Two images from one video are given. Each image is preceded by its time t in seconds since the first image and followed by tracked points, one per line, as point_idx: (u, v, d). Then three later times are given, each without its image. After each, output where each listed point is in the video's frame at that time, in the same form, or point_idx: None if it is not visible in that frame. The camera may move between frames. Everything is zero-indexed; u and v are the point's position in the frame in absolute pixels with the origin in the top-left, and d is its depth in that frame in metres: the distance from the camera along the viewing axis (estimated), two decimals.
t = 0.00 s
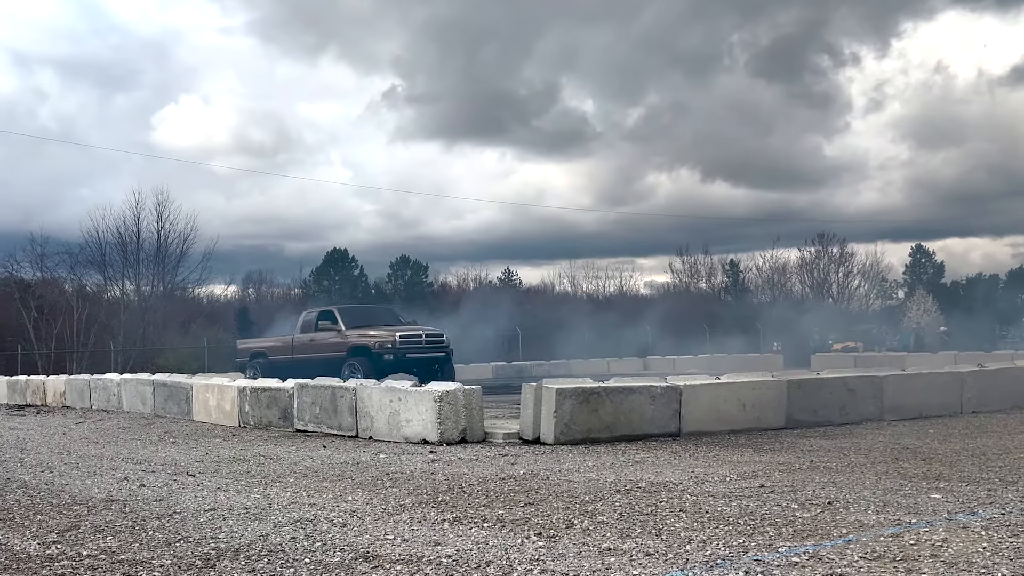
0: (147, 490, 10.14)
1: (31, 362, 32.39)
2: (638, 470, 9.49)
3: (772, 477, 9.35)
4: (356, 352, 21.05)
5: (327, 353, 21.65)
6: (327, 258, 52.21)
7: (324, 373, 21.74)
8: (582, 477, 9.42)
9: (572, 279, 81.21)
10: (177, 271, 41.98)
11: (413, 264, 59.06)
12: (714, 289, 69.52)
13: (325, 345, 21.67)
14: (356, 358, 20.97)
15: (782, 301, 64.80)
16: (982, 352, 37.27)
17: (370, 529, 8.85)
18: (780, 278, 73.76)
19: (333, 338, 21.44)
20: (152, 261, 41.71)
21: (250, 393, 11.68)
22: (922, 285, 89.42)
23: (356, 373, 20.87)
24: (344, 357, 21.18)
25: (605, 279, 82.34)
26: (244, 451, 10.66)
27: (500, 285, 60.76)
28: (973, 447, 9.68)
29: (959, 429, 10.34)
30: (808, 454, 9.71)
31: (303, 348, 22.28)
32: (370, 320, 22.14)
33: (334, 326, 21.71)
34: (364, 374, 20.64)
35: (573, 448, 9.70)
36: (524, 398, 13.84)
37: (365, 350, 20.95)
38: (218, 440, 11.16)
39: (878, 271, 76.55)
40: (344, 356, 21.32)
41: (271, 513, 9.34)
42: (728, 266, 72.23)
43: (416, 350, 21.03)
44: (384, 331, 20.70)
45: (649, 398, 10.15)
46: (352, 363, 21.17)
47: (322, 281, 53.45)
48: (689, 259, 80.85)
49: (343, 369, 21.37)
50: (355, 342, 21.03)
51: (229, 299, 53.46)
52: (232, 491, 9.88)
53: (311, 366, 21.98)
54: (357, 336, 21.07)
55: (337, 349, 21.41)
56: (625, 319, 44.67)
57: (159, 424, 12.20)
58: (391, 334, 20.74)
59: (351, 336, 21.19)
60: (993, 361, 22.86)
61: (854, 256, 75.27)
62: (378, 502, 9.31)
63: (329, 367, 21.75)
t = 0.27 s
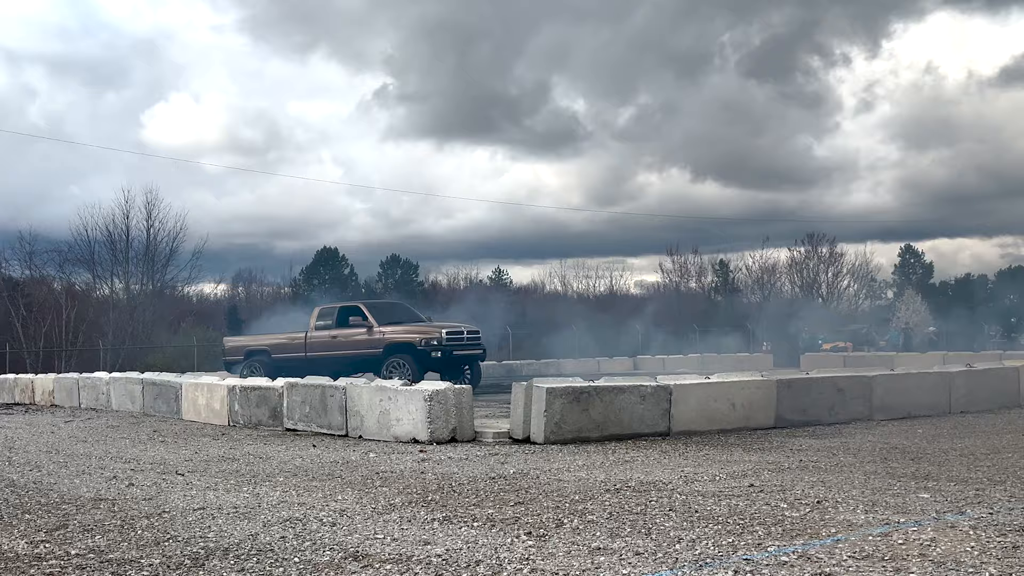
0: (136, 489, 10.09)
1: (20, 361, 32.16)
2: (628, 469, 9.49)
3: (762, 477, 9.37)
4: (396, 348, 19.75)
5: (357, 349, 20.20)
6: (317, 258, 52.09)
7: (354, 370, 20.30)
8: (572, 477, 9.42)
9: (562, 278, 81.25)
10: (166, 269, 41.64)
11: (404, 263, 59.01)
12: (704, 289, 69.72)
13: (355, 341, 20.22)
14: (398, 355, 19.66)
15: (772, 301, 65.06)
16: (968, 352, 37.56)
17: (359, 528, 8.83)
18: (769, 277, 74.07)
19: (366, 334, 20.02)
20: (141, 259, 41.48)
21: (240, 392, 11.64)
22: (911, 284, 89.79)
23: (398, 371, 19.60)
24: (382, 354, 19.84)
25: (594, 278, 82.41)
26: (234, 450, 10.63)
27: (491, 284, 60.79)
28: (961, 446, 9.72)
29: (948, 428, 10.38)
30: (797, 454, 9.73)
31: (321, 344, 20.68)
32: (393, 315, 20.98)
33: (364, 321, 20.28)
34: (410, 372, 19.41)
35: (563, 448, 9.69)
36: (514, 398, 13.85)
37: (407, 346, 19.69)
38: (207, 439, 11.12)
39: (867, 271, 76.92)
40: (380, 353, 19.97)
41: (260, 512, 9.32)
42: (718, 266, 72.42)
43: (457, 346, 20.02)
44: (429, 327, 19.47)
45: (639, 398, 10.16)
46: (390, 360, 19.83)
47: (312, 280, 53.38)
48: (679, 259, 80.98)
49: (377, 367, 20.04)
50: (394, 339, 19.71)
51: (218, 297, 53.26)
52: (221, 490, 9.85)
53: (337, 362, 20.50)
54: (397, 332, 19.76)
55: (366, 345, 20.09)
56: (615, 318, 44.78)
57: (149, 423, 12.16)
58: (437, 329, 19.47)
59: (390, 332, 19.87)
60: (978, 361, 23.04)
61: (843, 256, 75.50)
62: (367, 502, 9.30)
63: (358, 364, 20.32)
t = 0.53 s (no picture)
0: (115, 487, 10.02)
1: None
2: (609, 468, 9.51)
3: (741, 475, 9.41)
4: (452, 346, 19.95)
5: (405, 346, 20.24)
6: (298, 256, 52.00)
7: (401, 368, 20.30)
8: (553, 475, 9.43)
9: (543, 276, 81.31)
10: (146, 266, 41.74)
11: (386, 261, 58.92)
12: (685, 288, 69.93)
13: (403, 338, 20.25)
14: (455, 352, 19.98)
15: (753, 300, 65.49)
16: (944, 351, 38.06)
17: (341, 527, 8.80)
18: (749, 276, 74.56)
19: (416, 331, 20.15)
20: (120, 256, 41.48)
21: (220, 390, 11.58)
22: (890, 283, 90.47)
23: (456, 368, 19.87)
24: (436, 351, 20.04)
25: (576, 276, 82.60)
26: (214, 448, 10.59)
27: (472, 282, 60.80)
28: (938, 444, 9.80)
29: (926, 427, 10.45)
30: (776, 452, 9.78)
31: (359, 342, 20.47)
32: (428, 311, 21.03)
33: (410, 318, 20.34)
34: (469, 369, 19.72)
35: (545, 446, 9.70)
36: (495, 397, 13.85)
37: (462, 343, 20.08)
38: (188, 437, 11.06)
39: (846, 270, 77.49)
40: (431, 349, 20.16)
41: (240, 510, 9.28)
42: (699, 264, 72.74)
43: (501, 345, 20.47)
44: (486, 323, 19.96)
45: (620, 397, 10.17)
46: (446, 358, 19.95)
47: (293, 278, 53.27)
48: (661, 257, 81.24)
49: (429, 364, 20.21)
50: (449, 335, 20.01)
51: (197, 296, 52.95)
52: (201, 488, 9.80)
53: (380, 360, 20.41)
54: (452, 329, 19.93)
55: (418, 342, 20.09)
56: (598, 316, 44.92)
57: (128, 421, 12.07)
58: (494, 325, 20.03)
59: (442, 329, 20.15)
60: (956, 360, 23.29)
61: (823, 255, 75.96)
62: (348, 500, 9.27)
63: (406, 362, 20.35)
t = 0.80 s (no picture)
0: (83, 484, 9.91)
1: None
2: (580, 464, 9.53)
3: (712, 471, 9.46)
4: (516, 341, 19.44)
5: (463, 340, 19.36)
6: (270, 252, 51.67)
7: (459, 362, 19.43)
8: (524, 472, 9.43)
9: (516, 274, 81.33)
10: (115, 262, 41.34)
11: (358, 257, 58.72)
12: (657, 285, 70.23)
13: (461, 331, 19.37)
14: (517, 346, 19.39)
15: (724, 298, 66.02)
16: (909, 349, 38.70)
17: (311, 524, 8.75)
18: (721, 274, 75.04)
19: (476, 325, 19.33)
20: (90, 252, 41.06)
21: (190, 387, 11.49)
22: (860, 282, 91.53)
23: (520, 363, 19.33)
24: (499, 345, 19.37)
25: (548, 273, 82.73)
26: (184, 445, 10.50)
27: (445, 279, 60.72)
28: (906, 441, 9.90)
29: (894, 424, 10.56)
30: (747, 449, 9.84)
31: (409, 335, 19.37)
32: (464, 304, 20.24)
33: (467, 311, 19.43)
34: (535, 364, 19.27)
35: (516, 443, 9.70)
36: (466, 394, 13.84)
37: (524, 337, 19.51)
38: (157, 434, 10.96)
39: (816, 269, 78.24)
40: (490, 343, 19.44)
41: (210, 508, 9.21)
42: (671, 262, 73.10)
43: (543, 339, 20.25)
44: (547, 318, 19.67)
45: (592, 393, 10.19)
46: (512, 353, 19.35)
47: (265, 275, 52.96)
48: (634, 255, 81.60)
49: (487, 358, 19.50)
50: (512, 329, 19.37)
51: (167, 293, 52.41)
52: (170, 486, 9.71)
53: (435, 354, 19.42)
54: (516, 324, 19.41)
55: (481, 337, 19.33)
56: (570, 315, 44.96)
57: (97, 418, 11.94)
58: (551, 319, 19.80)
59: (503, 322, 19.48)
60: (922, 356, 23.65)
61: (794, 253, 76.68)
62: (319, 497, 9.23)
63: (463, 355, 19.47)
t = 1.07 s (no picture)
0: (42, 483, 9.76)
1: None
2: (545, 462, 9.53)
3: (676, 468, 9.50)
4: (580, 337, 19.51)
5: (531, 338, 19.23)
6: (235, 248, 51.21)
7: (524, 359, 19.36)
8: (489, 469, 9.42)
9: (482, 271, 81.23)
10: (76, 258, 40.86)
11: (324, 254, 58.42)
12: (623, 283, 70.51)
13: (530, 329, 19.25)
14: (581, 343, 19.43)
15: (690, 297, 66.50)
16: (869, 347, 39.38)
17: (273, 522, 8.68)
18: (686, 272, 75.52)
19: (542, 322, 19.24)
20: (50, 247, 40.66)
21: (152, 384, 11.37)
22: (824, 281, 92.18)
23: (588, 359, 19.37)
24: (565, 342, 19.37)
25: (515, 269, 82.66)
26: (146, 443, 10.39)
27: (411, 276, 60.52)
28: (867, 438, 10.00)
29: (856, 421, 10.67)
30: (710, 445, 9.89)
31: (477, 330, 19.02)
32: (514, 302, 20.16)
33: (532, 307, 19.30)
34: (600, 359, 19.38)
35: (482, 440, 9.69)
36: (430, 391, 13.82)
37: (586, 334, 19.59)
38: (118, 432, 10.84)
39: (779, 267, 79.02)
40: (556, 340, 19.42)
41: (171, 506, 9.11)
42: (637, 260, 73.45)
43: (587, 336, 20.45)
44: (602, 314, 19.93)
45: (557, 391, 10.21)
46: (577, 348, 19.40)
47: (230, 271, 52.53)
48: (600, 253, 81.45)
49: (553, 355, 19.48)
50: (578, 326, 19.39)
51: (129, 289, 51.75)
52: (132, 484, 9.60)
53: (502, 350, 19.25)
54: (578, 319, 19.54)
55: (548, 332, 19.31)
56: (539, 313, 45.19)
57: (57, 416, 11.78)
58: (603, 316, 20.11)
59: (566, 319, 19.54)
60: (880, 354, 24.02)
61: (759, 252, 77.09)
62: (281, 495, 9.15)
63: (529, 352, 19.36)
